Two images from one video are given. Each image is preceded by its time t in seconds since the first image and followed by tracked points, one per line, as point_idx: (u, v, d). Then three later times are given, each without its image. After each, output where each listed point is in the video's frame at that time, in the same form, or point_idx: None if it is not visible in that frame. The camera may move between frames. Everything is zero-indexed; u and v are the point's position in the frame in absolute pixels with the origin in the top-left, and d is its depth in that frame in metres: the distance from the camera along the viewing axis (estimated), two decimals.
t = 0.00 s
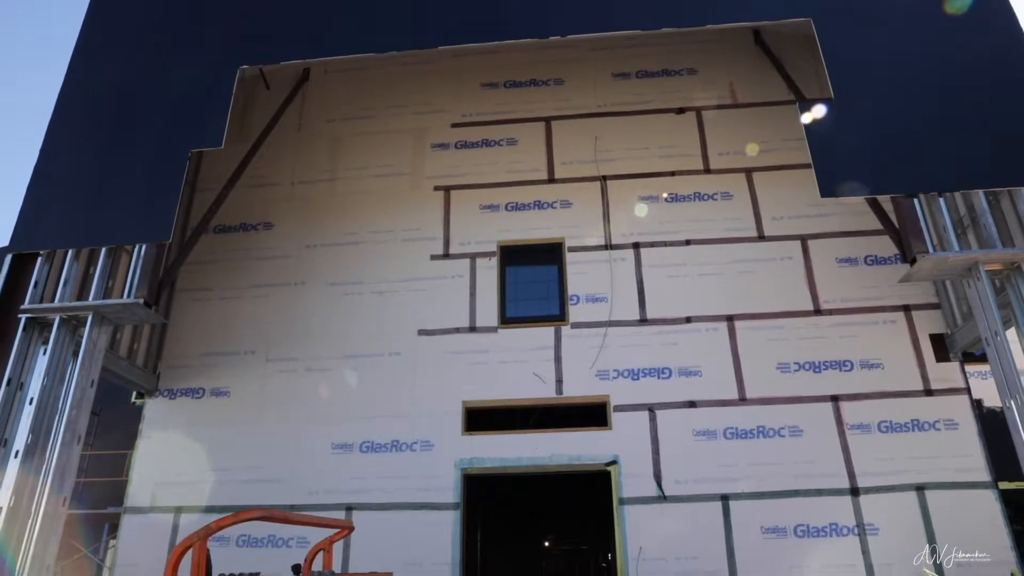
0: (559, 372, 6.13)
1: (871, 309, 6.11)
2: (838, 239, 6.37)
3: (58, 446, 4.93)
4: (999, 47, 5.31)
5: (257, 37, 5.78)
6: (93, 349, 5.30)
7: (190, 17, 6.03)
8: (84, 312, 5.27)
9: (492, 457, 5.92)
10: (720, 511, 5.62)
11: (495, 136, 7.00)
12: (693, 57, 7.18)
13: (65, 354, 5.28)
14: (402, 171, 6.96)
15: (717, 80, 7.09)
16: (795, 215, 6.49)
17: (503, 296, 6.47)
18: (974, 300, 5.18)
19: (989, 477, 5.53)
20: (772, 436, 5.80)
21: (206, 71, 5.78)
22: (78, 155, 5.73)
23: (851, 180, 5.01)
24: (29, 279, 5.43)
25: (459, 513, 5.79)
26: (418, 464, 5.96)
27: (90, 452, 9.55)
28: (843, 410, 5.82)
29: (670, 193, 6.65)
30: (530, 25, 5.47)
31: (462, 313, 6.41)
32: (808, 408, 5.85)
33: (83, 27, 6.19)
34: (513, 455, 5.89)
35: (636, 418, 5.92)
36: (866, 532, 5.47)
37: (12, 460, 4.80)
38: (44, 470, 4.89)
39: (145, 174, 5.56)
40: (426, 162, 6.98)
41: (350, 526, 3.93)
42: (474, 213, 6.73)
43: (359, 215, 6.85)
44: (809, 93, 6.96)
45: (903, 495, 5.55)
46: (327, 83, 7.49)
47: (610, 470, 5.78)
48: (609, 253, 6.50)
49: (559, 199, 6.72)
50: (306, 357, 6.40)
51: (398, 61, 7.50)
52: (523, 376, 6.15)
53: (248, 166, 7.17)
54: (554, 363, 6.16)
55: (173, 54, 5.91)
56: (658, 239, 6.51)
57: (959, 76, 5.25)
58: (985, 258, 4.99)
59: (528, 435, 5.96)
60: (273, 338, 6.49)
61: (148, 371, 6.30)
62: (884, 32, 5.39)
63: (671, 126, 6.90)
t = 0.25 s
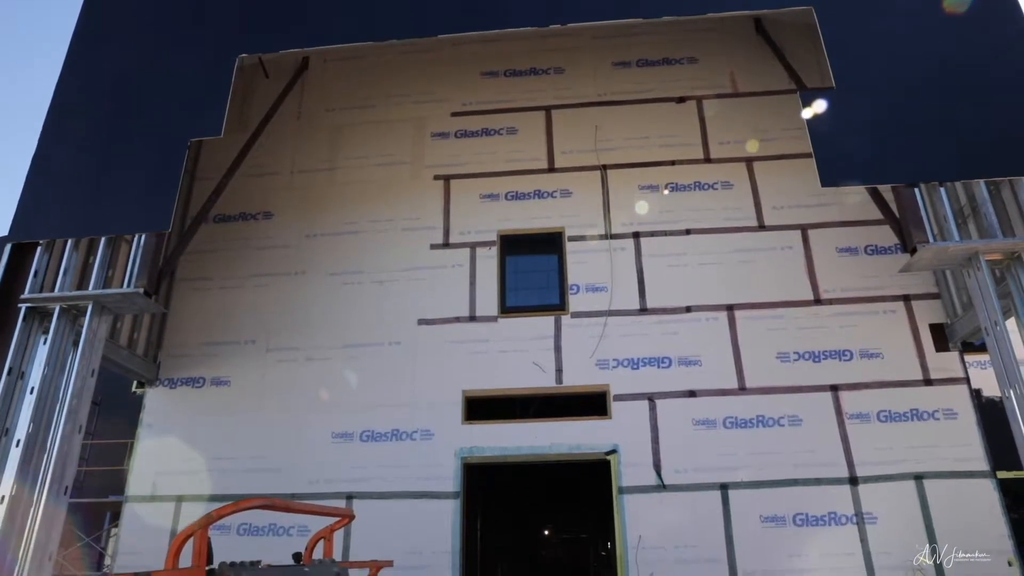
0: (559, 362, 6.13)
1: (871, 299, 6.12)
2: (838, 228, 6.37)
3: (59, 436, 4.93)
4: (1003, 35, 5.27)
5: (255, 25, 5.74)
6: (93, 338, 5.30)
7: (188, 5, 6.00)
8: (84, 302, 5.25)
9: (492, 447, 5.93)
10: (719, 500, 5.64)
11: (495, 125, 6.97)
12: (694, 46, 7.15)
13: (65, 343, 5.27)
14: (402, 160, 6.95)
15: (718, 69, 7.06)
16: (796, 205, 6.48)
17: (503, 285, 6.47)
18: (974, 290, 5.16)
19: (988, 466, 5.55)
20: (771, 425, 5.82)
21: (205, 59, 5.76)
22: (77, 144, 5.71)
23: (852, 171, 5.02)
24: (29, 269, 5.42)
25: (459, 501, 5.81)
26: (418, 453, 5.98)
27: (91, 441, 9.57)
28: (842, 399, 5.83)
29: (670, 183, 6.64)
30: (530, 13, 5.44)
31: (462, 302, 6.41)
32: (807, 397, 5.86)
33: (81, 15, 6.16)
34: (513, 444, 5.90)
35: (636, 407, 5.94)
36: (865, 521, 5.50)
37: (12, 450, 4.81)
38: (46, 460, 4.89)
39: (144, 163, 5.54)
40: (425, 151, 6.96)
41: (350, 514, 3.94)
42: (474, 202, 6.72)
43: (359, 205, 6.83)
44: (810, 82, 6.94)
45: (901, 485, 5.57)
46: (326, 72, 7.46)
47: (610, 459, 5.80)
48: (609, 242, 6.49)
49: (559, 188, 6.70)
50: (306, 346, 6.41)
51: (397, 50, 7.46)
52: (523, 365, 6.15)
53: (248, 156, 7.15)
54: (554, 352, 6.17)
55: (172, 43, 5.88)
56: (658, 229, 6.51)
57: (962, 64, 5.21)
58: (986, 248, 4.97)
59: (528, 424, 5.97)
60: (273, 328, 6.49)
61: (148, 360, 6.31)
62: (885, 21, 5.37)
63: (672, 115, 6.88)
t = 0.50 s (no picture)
0: (559, 350, 6.14)
1: (871, 288, 6.12)
2: (839, 218, 6.36)
3: (60, 425, 4.93)
4: (1005, 23, 5.24)
5: (254, 13, 5.71)
6: (94, 327, 5.29)
7: None
8: (84, 291, 5.24)
9: (492, 435, 5.95)
10: (718, 488, 5.66)
11: (495, 113, 6.95)
12: (694, 33, 7.12)
13: (65, 332, 5.26)
14: (402, 148, 6.93)
15: (719, 57, 7.03)
16: (796, 194, 6.47)
17: (503, 274, 6.47)
18: (974, 279, 5.16)
19: (986, 455, 5.57)
20: (770, 414, 5.84)
21: (204, 47, 5.74)
22: (75, 132, 5.68)
23: (856, 160, 5.00)
24: (29, 258, 5.40)
25: (460, 490, 5.83)
26: (418, 441, 5.99)
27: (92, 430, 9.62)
28: (842, 388, 5.85)
29: (670, 171, 6.63)
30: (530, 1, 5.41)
31: (462, 291, 6.41)
32: (806, 386, 5.88)
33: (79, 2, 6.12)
34: (513, 433, 5.92)
35: (635, 396, 5.95)
36: (863, 510, 5.53)
37: (13, 438, 4.81)
38: (47, 449, 4.89)
39: (144, 151, 5.53)
40: (425, 140, 6.94)
41: (350, 502, 3.96)
42: (474, 191, 6.70)
43: (358, 194, 6.82)
44: (811, 70, 6.91)
45: (900, 473, 5.59)
46: (325, 60, 7.42)
47: (610, 447, 5.82)
48: (609, 231, 6.49)
49: (559, 177, 6.69)
50: (306, 335, 6.41)
51: (397, 38, 7.42)
52: (523, 354, 6.16)
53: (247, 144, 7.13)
54: (554, 341, 6.17)
55: (170, 30, 5.85)
56: (658, 218, 6.50)
57: (964, 52, 5.18)
58: (986, 237, 4.95)
59: (528, 413, 5.99)
60: (274, 317, 6.49)
61: (149, 349, 6.31)
62: (887, 10, 5.35)
63: (672, 104, 6.86)
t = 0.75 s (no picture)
0: (559, 339, 6.15)
1: (871, 277, 6.12)
2: (839, 207, 6.35)
3: (62, 414, 4.94)
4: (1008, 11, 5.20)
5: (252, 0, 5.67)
6: (94, 317, 5.28)
7: None
8: (84, 280, 5.23)
9: (492, 424, 5.96)
10: (717, 477, 5.69)
11: (495, 102, 6.92)
12: (694, 21, 7.08)
13: (66, 322, 5.26)
14: (401, 137, 6.90)
15: (720, 45, 6.99)
16: (797, 183, 6.45)
17: (503, 263, 6.46)
18: (974, 268, 5.15)
19: (985, 444, 5.59)
20: (770, 403, 5.85)
21: (203, 36, 5.71)
22: (74, 121, 5.65)
23: (857, 150, 4.98)
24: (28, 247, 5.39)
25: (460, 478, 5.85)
26: (418, 430, 6.01)
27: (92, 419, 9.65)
28: (841, 377, 5.86)
29: (671, 160, 6.61)
30: None
31: (462, 280, 6.41)
32: (806, 375, 5.89)
33: None
34: (513, 422, 5.93)
35: (635, 385, 5.96)
36: (862, 498, 5.55)
37: (15, 427, 4.82)
38: (48, 437, 4.90)
39: (143, 140, 5.51)
40: (425, 128, 6.91)
41: (351, 491, 3.97)
42: (473, 180, 6.69)
43: (358, 182, 6.80)
44: (812, 58, 6.88)
45: (898, 462, 5.61)
46: (324, 47, 7.38)
47: (610, 436, 5.84)
48: (609, 220, 6.48)
49: (559, 165, 6.67)
50: (307, 324, 6.41)
51: (396, 26, 7.38)
52: (523, 343, 6.17)
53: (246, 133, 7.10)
54: (553, 329, 6.18)
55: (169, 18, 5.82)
56: (658, 207, 6.48)
57: (966, 41, 5.15)
58: (987, 226, 4.94)
59: (528, 402, 6.00)
60: (274, 305, 6.49)
61: (149, 338, 6.31)
62: None
63: (673, 92, 6.83)
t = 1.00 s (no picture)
0: (559, 329, 6.15)
1: (871, 267, 6.12)
2: (840, 197, 6.34)
3: (63, 403, 4.95)
4: None
5: None
6: (94, 306, 5.27)
7: None
8: (83, 270, 5.22)
9: (492, 413, 5.98)
10: (716, 466, 5.70)
11: (495, 91, 6.89)
12: (695, 10, 7.04)
13: (66, 311, 5.25)
14: (401, 126, 6.88)
15: (721, 34, 6.96)
16: (797, 172, 6.44)
17: (503, 252, 6.46)
18: (974, 258, 5.13)
19: (983, 433, 5.61)
20: (769, 392, 5.86)
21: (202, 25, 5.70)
22: (72, 110, 5.63)
23: (858, 139, 4.97)
24: (27, 237, 5.38)
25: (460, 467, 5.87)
26: (418, 419, 6.02)
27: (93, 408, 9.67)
28: (840, 367, 5.87)
29: (671, 150, 6.59)
30: None
31: (462, 269, 6.40)
32: (805, 365, 5.90)
33: None
34: (513, 411, 5.94)
35: (635, 375, 5.97)
36: (860, 487, 5.58)
37: (16, 416, 4.83)
38: (49, 426, 4.91)
39: (142, 129, 5.49)
40: (425, 118, 6.89)
41: (352, 479, 3.98)
42: (473, 169, 6.67)
43: (357, 172, 6.79)
44: (813, 47, 6.86)
45: (897, 451, 5.63)
46: (323, 36, 7.34)
47: (609, 425, 5.85)
48: (609, 210, 6.47)
49: (559, 155, 6.65)
50: (307, 313, 6.41)
51: (395, 14, 7.34)
52: (523, 333, 6.17)
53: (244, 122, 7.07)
54: (553, 319, 6.18)
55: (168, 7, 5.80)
56: (658, 196, 6.47)
57: (968, 29, 5.13)
58: (987, 216, 4.92)
59: (528, 391, 6.01)
60: (274, 295, 6.49)
61: (150, 328, 6.32)
62: None
63: (673, 81, 6.80)
